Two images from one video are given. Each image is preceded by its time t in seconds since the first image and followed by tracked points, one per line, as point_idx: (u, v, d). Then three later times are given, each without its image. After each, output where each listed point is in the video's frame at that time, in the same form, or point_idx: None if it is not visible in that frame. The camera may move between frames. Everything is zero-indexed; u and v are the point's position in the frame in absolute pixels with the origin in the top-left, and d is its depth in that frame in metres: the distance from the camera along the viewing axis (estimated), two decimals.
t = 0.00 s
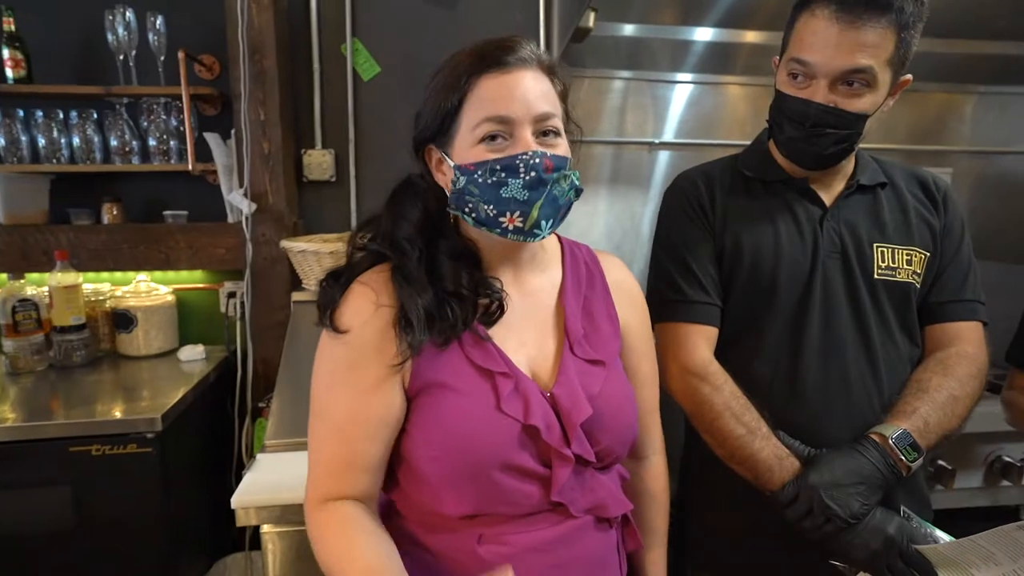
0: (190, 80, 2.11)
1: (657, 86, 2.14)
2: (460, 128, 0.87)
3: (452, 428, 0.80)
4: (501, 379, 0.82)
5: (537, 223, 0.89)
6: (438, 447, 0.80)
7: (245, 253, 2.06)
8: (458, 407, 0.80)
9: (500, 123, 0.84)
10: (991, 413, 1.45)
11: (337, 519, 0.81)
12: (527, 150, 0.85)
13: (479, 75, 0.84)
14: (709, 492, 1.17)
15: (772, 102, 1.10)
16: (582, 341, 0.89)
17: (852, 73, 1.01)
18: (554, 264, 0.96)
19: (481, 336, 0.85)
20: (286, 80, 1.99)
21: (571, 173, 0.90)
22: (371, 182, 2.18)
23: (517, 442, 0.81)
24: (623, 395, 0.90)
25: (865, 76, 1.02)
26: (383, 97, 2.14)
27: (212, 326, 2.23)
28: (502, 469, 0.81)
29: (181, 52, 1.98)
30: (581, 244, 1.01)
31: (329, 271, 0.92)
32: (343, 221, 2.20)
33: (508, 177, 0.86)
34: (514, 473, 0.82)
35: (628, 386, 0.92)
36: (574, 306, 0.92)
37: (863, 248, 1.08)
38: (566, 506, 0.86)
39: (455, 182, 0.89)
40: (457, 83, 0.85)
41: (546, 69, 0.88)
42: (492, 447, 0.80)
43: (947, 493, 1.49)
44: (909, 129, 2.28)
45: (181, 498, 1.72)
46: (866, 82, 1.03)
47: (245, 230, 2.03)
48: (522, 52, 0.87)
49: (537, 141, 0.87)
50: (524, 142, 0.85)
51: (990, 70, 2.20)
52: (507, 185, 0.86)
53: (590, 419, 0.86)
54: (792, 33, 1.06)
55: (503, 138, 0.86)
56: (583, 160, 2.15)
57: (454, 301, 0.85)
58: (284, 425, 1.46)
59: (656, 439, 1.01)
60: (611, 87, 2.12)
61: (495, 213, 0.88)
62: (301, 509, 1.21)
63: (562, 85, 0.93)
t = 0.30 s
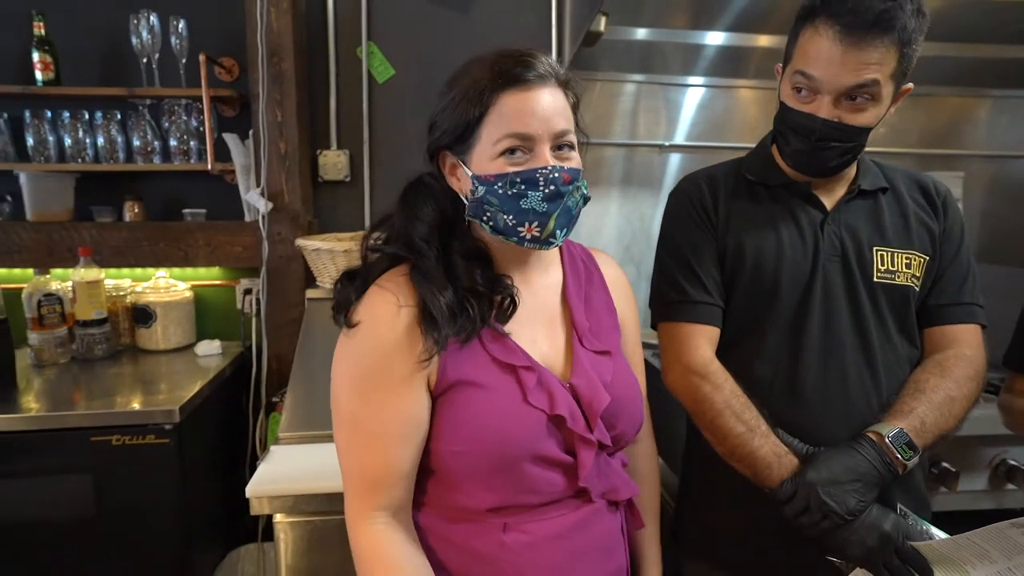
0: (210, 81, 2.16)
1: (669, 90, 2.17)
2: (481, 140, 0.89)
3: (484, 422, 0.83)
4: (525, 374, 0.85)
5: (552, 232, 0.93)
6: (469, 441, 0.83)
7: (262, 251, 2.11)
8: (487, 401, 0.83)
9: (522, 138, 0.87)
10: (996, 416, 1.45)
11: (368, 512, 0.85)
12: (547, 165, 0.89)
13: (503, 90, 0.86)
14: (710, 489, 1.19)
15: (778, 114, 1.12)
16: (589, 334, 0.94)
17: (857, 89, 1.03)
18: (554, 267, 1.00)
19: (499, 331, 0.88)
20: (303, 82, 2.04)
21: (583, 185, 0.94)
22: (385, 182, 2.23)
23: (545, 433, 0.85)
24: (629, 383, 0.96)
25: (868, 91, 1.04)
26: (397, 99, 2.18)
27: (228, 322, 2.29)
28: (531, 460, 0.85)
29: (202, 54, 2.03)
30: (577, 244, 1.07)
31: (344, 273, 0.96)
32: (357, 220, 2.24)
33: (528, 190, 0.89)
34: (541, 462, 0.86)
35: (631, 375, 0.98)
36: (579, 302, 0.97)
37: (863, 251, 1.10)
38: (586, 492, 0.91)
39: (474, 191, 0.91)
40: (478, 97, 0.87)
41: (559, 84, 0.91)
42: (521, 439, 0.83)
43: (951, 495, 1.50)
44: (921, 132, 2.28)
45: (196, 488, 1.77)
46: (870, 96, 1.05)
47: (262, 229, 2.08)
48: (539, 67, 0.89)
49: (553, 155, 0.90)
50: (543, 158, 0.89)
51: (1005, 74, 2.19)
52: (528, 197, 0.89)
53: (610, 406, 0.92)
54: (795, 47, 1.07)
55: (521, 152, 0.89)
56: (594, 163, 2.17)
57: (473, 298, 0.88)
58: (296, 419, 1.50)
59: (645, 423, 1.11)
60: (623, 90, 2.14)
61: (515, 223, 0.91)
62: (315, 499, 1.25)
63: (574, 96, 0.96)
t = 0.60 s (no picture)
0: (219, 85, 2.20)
1: (674, 90, 2.18)
2: (489, 130, 0.91)
3: (491, 419, 0.85)
4: (531, 371, 0.88)
5: (563, 218, 0.95)
6: (476, 438, 0.85)
7: (271, 251, 2.14)
8: (494, 398, 0.86)
9: (530, 125, 0.90)
10: (999, 412, 1.47)
11: (376, 508, 0.86)
12: (555, 150, 0.91)
13: (509, 80, 0.89)
14: (714, 483, 1.21)
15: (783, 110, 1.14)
16: (593, 332, 0.97)
17: (864, 83, 1.05)
18: (558, 265, 1.03)
19: (506, 328, 0.90)
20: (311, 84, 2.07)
21: (589, 172, 0.97)
22: (391, 182, 2.25)
23: (550, 429, 0.88)
24: (630, 380, 0.99)
25: (874, 86, 1.06)
26: (404, 100, 2.21)
27: (239, 322, 2.33)
28: (535, 455, 0.87)
29: (212, 58, 2.06)
30: (579, 242, 1.09)
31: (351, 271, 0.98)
32: (364, 220, 2.27)
33: (538, 175, 0.91)
34: (545, 457, 0.88)
35: (632, 372, 1.01)
36: (582, 300, 1.00)
37: (865, 248, 1.12)
38: (586, 486, 0.94)
39: (483, 181, 0.92)
40: (486, 87, 0.89)
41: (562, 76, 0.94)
42: (527, 435, 0.86)
43: (954, 489, 1.51)
44: (926, 130, 2.28)
45: (208, 485, 1.80)
46: (877, 91, 1.06)
47: (271, 229, 2.11)
48: (543, 59, 0.92)
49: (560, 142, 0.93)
50: (550, 144, 0.91)
51: (1009, 70, 2.20)
52: (537, 182, 0.91)
53: (614, 404, 0.95)
54: (801, 43, 1.09)
55: (530, 141, 0.91)
56: (599, 162, 2.19)
57: (481, 294, 0.89)
58: (305, 416, 1.53)
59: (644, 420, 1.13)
60: (628, 90, 2.16)
61: (525, 209, 0.92)
62: (324, 494, 1.28)
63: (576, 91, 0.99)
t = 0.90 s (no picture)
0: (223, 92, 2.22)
1: (673, 95, 2.20)
2: (466, 130, 0.95)
3: (491, 420, 0.87)
4: (529, 371, 0.90)
5: (540, 211, 0.95)
6: (477, 439, 0.87)
7: (274, 256, 2.17)
8: (493, 399, 0.87)
9: (504, 120, 0.92)
10: (996, 414, 1.48)
11: (381, 512, 0.87)
12: (528, 144, 0.93)
13: (482, 81, 0.93)
14: (712, 484, 1.22)
15: (805, 119, 1.12)
16: (587, 336, 0.99)
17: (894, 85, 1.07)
18: (550, 269, 1.05)
19: (504, 328, 0.93)
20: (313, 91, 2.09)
21: (569, 168, 0.98)
22: (393, 187, 2.28)
23: (548, 430, 0.89)
24: (624, 384, 1.01)
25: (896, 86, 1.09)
26: (406, 106, 2.23)
27: (242, 326, 2.35)
28: (534, 456, 0.89)
29: (216, 66, 2.09)
30: (571, 248, 1.11)
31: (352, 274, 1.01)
32: (366, 225, 2.29)
33: (512, 169, 0.92)
34: (544, 459, 0.90)
35: (625, 374, 1.03)
36: (576, 302, 1.02)
37: (863, 253, 1.13)
38: (581, 489, 0.96)
39: (463, 179, 0.95)
40: (461, 90, 0.94)
41: (540, 76, 0.97)
42: (526, 436, 0.87)
43: (952, 490, 1.52)
44: (924, 135, 2.30)
45: (212, 488, 1.81)
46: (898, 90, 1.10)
47: (274, 235, 2.13)
48: (520, 61, 0.96)
49: (535, 135, 0.95)
50: (525, 137, 0.94)
51: (1006, 75, 2.22)
52: (511, 175, 0.92)
53: (608, 406, 0.96)
54: (817, 52, 1.09)
55: (504, 135, 0.93)
56: (600, 167, 2.21)
57: (476, 288, 0.91)
58: (308, 419, 1.54)
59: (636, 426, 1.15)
60: (627, 96, 2.18)
61: (501, 204, 0.94)
62: (327, 496, 1.29)
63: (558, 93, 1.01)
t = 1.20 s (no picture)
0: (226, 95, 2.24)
1: (674, 97, 2.21)
2: (459, 127, 0.95)
3: (467, 416, 0.88)
4: (507, 369, 0.91)
5: (529, 214, 0.97)
6: (451, 436, 0.88)
7: (276, 257, 2.18)
8: (469, 395, 0.88)
9: (498, 122, 0.94)
10: (995, 415, 1.49)
11: (339, 503, 0.86)
12: (521, 147, 0.95)
13: (479, 81, 0.94)
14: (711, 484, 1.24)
15: (809, 127, 1.13)
16: (567, 335, 1.01)
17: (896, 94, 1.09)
18: (531, 269, 1.07)
19: (484, 327, 0.94)
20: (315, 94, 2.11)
21: (559, 174, 1.00)
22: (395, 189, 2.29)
23: (525, 427, 0.90)
24: (604, 384, 1.02)
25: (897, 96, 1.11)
26: (407, 108, 2.25)
27: (244, 328, 2.36)
28: (510, 454, 0.90)
29: (220, 69, 2.11)
30: (553, 249, 1.14)
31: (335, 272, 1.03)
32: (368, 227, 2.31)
33: (504, 171, 0.94)
34: (520, 457, 0.91)
35: (605, 375, 1.05)
36: (556, 302, 1.04)
37: (862, 254, 1.14)
38: (558, 489, 0.97)
39: (454, 177, 0.96)
40: (456, 88, 0.94)
41: (535, 80, 0.98)
42: (502, 434, 0.88)
43: (952, 491, 1.53)
44: (924, 137, 2.31)
45: (216, 488, 1.83)
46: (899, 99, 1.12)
47: (277, 236, 2.14)
48: (517, 63, 0.97)
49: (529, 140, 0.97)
50: (518, 141, 0.95)
51: (1006, 77, 2.22)
52: (503, 177, 0.94)
53: (586, 405, 0.98)
54: (815, 58, 1.10)
55: (499, 138, 0.95)
56: (601, 168, 2.22)
57: (457, 288, 0.92)
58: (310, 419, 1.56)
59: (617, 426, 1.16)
60: (629, 98, 2.19)
61: (492, 204, 0.95)
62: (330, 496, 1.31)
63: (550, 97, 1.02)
